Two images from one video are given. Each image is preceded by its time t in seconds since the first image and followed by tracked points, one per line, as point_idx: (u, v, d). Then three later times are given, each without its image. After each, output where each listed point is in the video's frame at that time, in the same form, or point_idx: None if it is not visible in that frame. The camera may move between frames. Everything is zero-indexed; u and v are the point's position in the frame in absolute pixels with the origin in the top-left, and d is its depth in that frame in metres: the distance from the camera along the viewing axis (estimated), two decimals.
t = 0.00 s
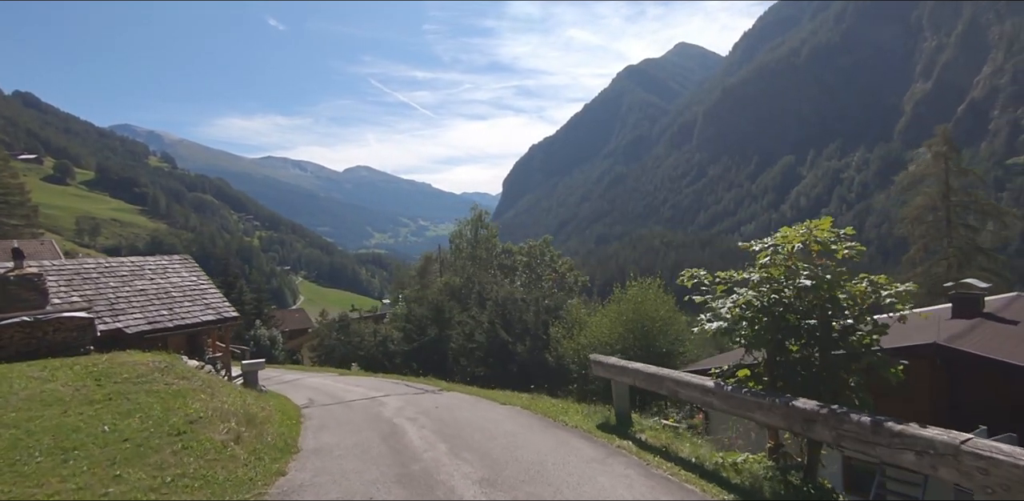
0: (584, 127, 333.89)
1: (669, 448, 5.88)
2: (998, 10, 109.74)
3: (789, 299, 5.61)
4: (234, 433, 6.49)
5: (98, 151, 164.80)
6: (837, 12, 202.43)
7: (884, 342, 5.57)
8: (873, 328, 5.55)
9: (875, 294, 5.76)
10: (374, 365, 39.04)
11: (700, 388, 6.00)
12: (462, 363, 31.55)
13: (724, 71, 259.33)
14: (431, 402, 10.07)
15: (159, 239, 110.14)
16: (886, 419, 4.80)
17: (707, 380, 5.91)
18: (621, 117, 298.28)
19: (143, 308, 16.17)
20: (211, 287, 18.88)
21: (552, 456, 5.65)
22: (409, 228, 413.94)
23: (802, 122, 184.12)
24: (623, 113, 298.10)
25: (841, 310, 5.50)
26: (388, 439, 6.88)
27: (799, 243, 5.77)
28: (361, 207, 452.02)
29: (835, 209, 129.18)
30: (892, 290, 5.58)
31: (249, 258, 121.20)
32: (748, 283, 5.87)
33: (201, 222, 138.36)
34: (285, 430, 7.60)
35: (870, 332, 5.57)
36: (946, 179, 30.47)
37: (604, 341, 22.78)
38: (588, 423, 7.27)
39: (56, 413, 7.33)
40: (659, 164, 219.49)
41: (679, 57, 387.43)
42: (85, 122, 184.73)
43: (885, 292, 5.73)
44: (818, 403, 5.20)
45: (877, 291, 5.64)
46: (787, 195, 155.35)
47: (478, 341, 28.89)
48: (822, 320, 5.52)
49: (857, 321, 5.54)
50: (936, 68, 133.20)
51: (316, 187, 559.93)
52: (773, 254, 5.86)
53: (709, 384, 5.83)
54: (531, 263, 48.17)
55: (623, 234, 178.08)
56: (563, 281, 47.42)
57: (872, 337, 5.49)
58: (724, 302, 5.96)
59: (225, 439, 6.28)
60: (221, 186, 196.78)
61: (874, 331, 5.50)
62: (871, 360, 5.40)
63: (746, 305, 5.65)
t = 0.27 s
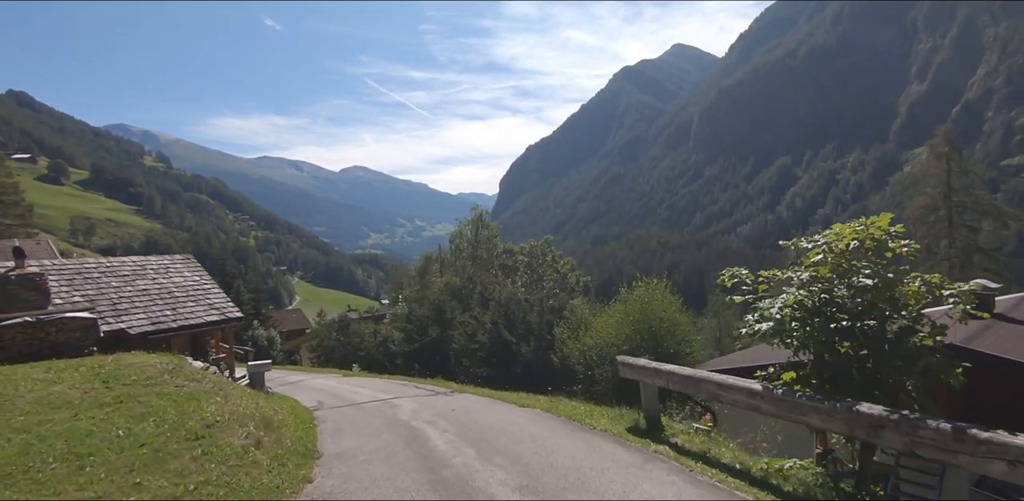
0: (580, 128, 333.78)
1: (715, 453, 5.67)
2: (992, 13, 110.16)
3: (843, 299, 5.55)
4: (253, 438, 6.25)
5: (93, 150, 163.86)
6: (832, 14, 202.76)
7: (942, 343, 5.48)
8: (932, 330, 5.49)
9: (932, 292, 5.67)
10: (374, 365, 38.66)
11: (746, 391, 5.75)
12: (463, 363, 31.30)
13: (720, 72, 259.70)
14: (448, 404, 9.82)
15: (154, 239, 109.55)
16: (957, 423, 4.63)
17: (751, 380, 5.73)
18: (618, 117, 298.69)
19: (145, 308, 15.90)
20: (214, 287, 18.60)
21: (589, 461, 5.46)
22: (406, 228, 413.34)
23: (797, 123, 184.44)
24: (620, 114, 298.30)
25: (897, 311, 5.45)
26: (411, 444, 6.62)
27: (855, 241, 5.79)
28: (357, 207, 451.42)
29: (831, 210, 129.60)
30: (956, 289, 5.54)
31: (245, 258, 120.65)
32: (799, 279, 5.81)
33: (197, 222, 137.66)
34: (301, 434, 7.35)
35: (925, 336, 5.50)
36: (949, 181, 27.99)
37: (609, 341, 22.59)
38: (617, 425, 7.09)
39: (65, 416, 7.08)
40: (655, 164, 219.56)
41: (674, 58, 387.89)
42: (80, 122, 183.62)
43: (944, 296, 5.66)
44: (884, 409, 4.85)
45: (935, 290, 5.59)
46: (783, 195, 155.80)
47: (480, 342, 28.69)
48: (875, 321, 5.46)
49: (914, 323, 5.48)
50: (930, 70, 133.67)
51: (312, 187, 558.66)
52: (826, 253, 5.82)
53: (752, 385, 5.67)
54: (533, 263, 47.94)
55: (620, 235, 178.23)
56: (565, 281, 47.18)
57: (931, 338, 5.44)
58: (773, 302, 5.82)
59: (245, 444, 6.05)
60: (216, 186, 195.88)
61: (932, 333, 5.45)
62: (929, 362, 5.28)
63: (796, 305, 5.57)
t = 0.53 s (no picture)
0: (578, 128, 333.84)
1: (760, 467, 5.43)
2: (987, 15, 110.60)
3: (901, 307, 5.43)
4: (277, 450, 6.05)
5: (89, 150, 163.07)
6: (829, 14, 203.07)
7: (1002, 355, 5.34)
8: (992, 342, 5.35)
9: (988, 302, 5.54)
10: (376, 367, 38.24)
11: (796, 403, 5.30)
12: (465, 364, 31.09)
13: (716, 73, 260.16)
14: (468, 411, 9.64)
15: (150, 240, 108.94)
16: None
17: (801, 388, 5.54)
18: (615, 118, 298.98)
19: (150, 311, 15.62)
20: (218, 288, 18.32)
21: (630, 475, 5.28)
22: (402, 228, 412.80)
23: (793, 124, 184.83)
24: (617, 114, 298.51)
25: (958, 322, 5.29)
26: (439, 455, 6.46)
27: (915, 247, 5.75)
28: (354, 207, 450.42)
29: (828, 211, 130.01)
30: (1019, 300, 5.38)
31: (241, 258, 120.18)
32: (853, 289, 5.72)
33: (193, 222, 137.06)
34: (322, 443, 7.17)
35: (988, 346, 5.35)
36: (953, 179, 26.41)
37: (617, 343, 22.46)
38: (648, 435, 6.88)
39: (76, 426, 6.82)
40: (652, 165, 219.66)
41: (671, 59, 388.56)
42: (75, 121, 182.65)
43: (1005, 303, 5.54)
44: (959, 424, 4.43)
45: (997, 298, 5.48)
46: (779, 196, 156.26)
47: (484, 343, 28.56)
48: (936, 328, 5.32)
49: (975, 333, 5.34)
50: (925, 72, 133.92)
51: (309, 187, 557.34)
52: (887, 258, 5.88)
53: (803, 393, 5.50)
54: (535, 264, 47.83)
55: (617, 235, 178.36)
56: (567, 282, 47.10)
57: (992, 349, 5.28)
58: (829, 309, 5.68)
59: (269, 456, 5.84)
60: (212, 185, 195.08)
61: (993, 346, 5.29)
62: (991, 375, 5.13)
63: (852, 313, 5.47)
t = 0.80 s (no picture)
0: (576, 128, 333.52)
1: (811, 477, 5.26)
2: (984, 16, 110.84)
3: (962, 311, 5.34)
4: (301, 457, 5.84)
5: (85, 150, 162.27)
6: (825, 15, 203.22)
7: None
8: None
9: None
10: (379, 370, 37.83)
11: (852, 410, 5.14)
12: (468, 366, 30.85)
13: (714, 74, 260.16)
14: (485, 414, 9.42)
15: (147, 240, 108.56)
16: None
17: (855, 395, 5.35)
18: (613, 118, 298.93)
19: (155, 312, 15.37)
20: (223, 289, 18.06)
21: (674, 484, 5.11)
22: (400, 228, 411.95)
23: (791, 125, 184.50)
24: (615, 115, 298.28)
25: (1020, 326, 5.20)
26: (466, 461, 6.28)
27: (984, 247, 5.50)
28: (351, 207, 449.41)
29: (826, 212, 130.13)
30: None
31: (239, 258, 119.62)
32: (917, 293, 5.53)
33: (190, 223, 136.43)
34: (344, 448, 6.96)
35: None
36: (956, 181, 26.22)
37: (625, 343, 22.27)
38: (680, 440, 6.68)
39: (93, 432, 6.61)
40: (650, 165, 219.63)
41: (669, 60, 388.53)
42: (71, 121, 181.64)
43: None
44: None
45: None
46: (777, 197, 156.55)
47: (488, 344, 28.35)
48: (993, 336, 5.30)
49: None
50: (923, 73, 134.17)
51: (306, 187, 555.95)
52: (947, 263, 5.62)
53: (856, 399, 5.31)
54: (537, 265, 47.71)
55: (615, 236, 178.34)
56: (570, 283, 47.04)
57: None
58: (887, 312, 5.51)
59: (294, 464, 5.62)
60: (209, 185, 194.24)
61: None
62: None
63: (913, 316, 5.30)
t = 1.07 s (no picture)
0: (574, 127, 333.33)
1: (867, 492, 5.08)
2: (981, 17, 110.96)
3: None
4: (326, 472, 5.57)
5: (83, 150, 161.76)
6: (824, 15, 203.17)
7: None
8: None
9: None
10: (382, 371, 37.55)
11: (916, 423, 4.93)
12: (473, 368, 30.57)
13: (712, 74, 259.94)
14: (505, 421, 9.18)
15: (145, 240, 108.05)
16: None
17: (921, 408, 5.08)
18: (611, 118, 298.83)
19: (160, 315, 15.09)
20: (228, 291, 17.75)
21: None
22: (398, 228, 411.46)
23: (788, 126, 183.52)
24: (613, 114, 298.08)
25: None
26: (497, 473, 6.05)
27: None
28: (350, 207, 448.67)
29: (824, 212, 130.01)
30: None
31: (237, 258, 119.25)
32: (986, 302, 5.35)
33: (188, 223, 136.02)
34: (365, 459, 6.70)
35: None
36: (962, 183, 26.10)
37: (636, 346, 21.99)
38: (717, 450, 6.46)
39: (107, 442, 6.35)
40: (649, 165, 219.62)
41: (667, 60, 388.29)
42: (68, 121, 180.97)
43: None
44: None
45: None
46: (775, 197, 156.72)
47: (493, 345, 28.06)
48: None
49: None
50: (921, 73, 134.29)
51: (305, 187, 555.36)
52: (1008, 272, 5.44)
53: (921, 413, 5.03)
54: (540, 265, 47.56)
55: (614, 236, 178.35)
56: (573, 284, 46.84)
57: None
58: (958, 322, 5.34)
59: (319, 479, 5.37)
60: (206, 185, 193.67)
61: None
62: None
63: (989, 327, 5.16)
